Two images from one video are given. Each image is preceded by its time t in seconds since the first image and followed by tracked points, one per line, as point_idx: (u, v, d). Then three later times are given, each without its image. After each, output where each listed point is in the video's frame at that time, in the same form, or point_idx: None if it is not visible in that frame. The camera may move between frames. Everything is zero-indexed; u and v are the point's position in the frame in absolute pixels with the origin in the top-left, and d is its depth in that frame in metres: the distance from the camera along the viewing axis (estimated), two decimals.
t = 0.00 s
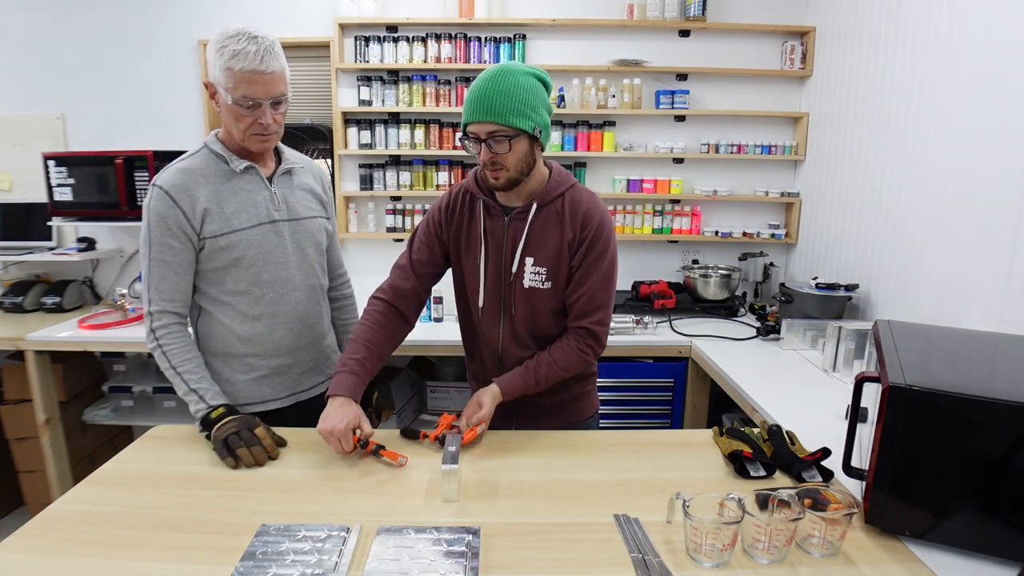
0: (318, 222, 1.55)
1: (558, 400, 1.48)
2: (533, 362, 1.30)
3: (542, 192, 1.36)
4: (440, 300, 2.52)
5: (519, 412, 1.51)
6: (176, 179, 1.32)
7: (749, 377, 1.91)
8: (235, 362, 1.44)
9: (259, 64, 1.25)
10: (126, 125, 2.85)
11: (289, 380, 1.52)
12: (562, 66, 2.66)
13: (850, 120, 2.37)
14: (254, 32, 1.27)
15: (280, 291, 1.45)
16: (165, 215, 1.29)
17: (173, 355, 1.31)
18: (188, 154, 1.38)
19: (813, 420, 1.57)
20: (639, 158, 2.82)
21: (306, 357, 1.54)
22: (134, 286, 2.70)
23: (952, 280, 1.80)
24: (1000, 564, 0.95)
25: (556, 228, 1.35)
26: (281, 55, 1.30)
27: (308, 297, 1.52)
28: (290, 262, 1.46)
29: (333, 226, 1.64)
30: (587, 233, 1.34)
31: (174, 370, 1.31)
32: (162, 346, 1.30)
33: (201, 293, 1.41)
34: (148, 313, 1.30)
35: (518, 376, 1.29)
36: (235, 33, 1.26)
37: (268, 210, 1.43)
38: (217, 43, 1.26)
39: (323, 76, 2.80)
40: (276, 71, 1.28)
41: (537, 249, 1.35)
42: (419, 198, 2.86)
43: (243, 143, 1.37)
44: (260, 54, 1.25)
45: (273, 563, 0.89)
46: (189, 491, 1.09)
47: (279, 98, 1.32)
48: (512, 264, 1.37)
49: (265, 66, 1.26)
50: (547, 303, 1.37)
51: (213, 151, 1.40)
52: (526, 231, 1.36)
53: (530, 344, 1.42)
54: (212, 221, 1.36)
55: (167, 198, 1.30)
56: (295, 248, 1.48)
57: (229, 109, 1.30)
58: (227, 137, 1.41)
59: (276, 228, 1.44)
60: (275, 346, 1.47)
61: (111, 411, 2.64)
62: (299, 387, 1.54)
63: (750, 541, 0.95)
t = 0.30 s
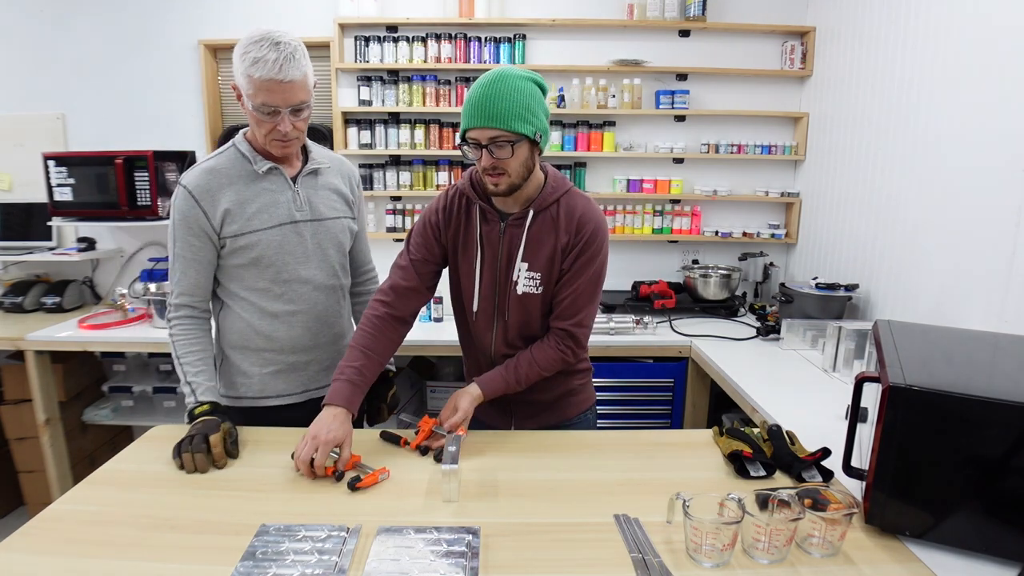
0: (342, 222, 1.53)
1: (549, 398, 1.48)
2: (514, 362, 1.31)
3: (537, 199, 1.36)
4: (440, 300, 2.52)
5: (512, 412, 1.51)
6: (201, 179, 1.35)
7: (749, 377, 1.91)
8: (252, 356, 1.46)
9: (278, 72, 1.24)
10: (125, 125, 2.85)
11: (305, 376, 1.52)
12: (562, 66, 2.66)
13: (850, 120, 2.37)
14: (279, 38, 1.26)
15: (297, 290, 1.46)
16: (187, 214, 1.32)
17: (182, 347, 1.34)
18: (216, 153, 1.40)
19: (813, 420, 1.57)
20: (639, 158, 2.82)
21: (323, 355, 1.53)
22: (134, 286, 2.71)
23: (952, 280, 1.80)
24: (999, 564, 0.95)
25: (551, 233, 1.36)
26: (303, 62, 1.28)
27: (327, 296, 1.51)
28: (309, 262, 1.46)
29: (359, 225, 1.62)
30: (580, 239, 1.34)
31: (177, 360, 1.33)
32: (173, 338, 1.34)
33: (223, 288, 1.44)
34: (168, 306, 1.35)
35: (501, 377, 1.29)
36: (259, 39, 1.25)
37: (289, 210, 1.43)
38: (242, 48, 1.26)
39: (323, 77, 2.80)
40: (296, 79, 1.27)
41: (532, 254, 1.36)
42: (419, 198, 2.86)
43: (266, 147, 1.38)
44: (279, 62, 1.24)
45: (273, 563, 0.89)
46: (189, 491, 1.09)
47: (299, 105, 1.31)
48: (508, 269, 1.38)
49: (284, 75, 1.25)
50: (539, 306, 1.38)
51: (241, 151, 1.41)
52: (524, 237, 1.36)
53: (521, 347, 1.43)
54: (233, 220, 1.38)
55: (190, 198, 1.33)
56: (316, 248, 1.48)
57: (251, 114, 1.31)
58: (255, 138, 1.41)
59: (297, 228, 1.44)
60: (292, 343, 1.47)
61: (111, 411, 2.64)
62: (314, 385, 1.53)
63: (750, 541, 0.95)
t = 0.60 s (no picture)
0: (355, 224, 1.52)
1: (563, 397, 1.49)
2: (525, 360, 1.32)
3: (546, 193, 1.36)
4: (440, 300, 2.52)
5: (523, 412, 1.51)
6: (221, 179, 1.35)
7: (749, 377, 1.91)
8: (260, 352, 1.47)
9: (294, 73, 1.24)
10: (125, 125, 2.85)
11: (309, 375, 1.52)
12: (562, 66, 2.66)
13: (850, 120, 2.37)
14: (294, 39, 1.26)
15: (306, 290, 1.46)
16: (208, 213, 1.32)
17: (214, 343, 1.28)
18: (234, 154, 1.41)
19: (813, 420, 1.57)
20: (639, 158, 2.82)
21: (329, 355, 1.53)
22: (134, 286, 2.76)
23: (952, 280, 1.79)
24: (999, 564, 0.95)
25: (561, 228, 1.36)
26: (318, 63, 1.28)
27: (337, 297, 1.51)
28: (320, 263, 1.46)
29: (374, 227, 1.61)
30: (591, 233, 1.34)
31: (214, 358, 1.27)
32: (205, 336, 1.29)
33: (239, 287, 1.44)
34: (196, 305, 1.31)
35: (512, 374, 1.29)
36: (275, 41, 1.25)
37: (304, 211, 1.43)
38: (259, 50, 1.26)
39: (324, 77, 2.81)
40: (311, 79, 1.27)
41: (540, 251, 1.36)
42: (419, 198, 2.86)
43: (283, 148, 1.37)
44: (295, 63, 1.24)
45: (274, 563, 0.89)
46: (189, 491, 1.09)
47: (316, 106, 1.31)
48: (517, 267, 1.38)
49: (300, 76, 1.25)
50: (549, 303, 1.39)
51: (259, 151, 1.41)
52: (532, 233, 1.36)
53: (531, 344, 1.43)
54: (251, 219, 1.37)
55: (211, 197, 1.33)
56: (327, 249, 1.48)
57: (268, 115, 1.31)
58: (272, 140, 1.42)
59: (311, 230, 1.44)
60: (298, 342, 1.48)
61: (111, 411, 2.64)
62: (318, 384, 1.53)
63: (749, 541, 0.95)
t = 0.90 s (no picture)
0: (349, 221, 1.52)
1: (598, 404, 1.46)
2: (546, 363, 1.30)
3: (583, 188, 1.36)
4: (440, 300, 2.52)
5: (554, 416, 1.50)
6: (216, 175, 1.35)
7: (749, 377, 1.91)
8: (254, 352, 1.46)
9: (290, 69, 1.24)
10: (125, 125, 2.85)
11: (304, 375, 1.50)
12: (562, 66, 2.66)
13: (850, 120, 2.37)
14: (287, 36, 1.26)
15: (300, 287, 1.46)
16: (209, 208, 1.32)
17: (242, 342, 1.27)
18: (227, 152, 1.40)
19: (813, 420, 1.57)
20: (639, 158, 2.82)
21: (325, 354, 1.52)
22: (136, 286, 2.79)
23: (952, 281, 1.80)
24: (1000, 564, 0.95)
25: (595, 222, 1.35)
26: (312, 58, 1.28)
27: (332, 295, 1.51)
28: (315, 260, 1.46)
29: (367, 226, 1.61)
30: (626, 226, 1.31)
31: (244, 358, 1.26)
32: (232, 334, 1.28)
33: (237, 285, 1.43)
34: (216, 302, 1.29)
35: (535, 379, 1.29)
36: (270, 37, 1.25)
37: (298, 208, 1.43)
38: (253, 47, 1.25)
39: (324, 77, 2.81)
40: (306, 74, 1.27)
41: (573, 246, 1.36)
42: (419, 198, 2.86)
43: (277, 145, 1.37)
44: (291, 59, 1.24)
45: (274, 563, 0.89)
46: (189, 491, 1.09)
47: (310, 101, 1.31)
48: (551, 263, 1.38)
49: (297, 71, 1.24)
50: (583, 301, 1.37)
51: (251, 149, 1.41)
52: (567, 228, 1.36)
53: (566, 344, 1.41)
54: (250, 214, 1.37)
55: (210, 192, 1.32)
56: (321, 246, 1.48)
57: (263, 112, 1.30)
58: (265, 139, 1.42)
59: (305, 226, 1.44)
60: (293, 340, 1.48)
61: (111, 411, 2.64)
62: (314, 385, 1.52)
63: (749, 541, 0.95)
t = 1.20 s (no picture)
0: (338, 222, 1.52)
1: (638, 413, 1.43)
2: (647, 371, 1.27)
3: (637, 187, 1.34)
4: (440, 300, 2.52)
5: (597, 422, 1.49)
6: (200, 179, 1.36)
7: (749, 377, 1.91)
8: (249, 356, 1.47)
9: (284, 68, 1.24)
10: (125, 125, 2.85)
11: (300, 379, 1.51)
12: (562, 66, 2.66)
13: (850, 120, 2.37)
14: (281, 37, 1.26)
15: (291, 290, 1.45)
16: (190, 214, 1.33)
17: (201, 342, 1.29)
18: (215, 156, 1.41)
19: (814, 420, 1.57)
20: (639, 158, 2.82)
21: (318, 358, 1.52)
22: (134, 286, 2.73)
23: (952, 280, 1.80)
24: (1000, 564, 0.95)
25: (653, 222, 1.32)
26: (306, 60, 1.28)
27: (323, 297, 1.50)
28: (304, 261, 1.46)
29: (360, 227, 1.61)
30: (692, 227, 1.27)
31: (204, 358, 1.28)
32: (193, 336, 1.29)
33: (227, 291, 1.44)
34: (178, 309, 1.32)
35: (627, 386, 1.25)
36: (264, 37, 1.25)
37: (285, 210, 1.43)
38: (247, 47, 1.26)
39: (323, 77, 2.81)
40: (299, 75, 1.27)
41: (631, 246, 1.33)
42: (419, 198, 2.86)
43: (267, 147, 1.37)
44: (285, 59, 1.24)
45: (274, 563, 0.89)
46: (189, 491, 1.09)
47: (303, 102, 1.31)
48: (604, 264, 1.36)
49: (290, 71, 1.25)
50: (640, 305, 1.34)
51: (239, 151, 1.42)
52: (620, 228, 1.34)
53: (617, 351, 1.38)
54: (231, 218, 1.37)
55: (191, 197, 1.34)
56: (310, 248, 1.47)
57: (255, 113, 1.30)
58: (254, 141, 1.42)
59: (293, 228, 1.44)
60: (285, 344, 1.47)
61: (111, 411, 2.64)
62: (309, 388, 1.52)
63: (749, 541, 0.95)
